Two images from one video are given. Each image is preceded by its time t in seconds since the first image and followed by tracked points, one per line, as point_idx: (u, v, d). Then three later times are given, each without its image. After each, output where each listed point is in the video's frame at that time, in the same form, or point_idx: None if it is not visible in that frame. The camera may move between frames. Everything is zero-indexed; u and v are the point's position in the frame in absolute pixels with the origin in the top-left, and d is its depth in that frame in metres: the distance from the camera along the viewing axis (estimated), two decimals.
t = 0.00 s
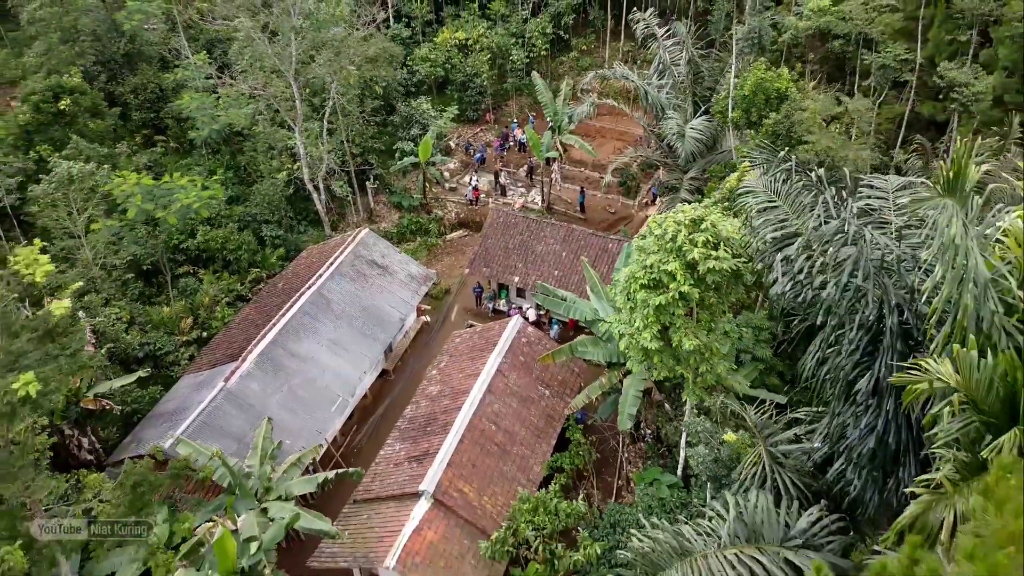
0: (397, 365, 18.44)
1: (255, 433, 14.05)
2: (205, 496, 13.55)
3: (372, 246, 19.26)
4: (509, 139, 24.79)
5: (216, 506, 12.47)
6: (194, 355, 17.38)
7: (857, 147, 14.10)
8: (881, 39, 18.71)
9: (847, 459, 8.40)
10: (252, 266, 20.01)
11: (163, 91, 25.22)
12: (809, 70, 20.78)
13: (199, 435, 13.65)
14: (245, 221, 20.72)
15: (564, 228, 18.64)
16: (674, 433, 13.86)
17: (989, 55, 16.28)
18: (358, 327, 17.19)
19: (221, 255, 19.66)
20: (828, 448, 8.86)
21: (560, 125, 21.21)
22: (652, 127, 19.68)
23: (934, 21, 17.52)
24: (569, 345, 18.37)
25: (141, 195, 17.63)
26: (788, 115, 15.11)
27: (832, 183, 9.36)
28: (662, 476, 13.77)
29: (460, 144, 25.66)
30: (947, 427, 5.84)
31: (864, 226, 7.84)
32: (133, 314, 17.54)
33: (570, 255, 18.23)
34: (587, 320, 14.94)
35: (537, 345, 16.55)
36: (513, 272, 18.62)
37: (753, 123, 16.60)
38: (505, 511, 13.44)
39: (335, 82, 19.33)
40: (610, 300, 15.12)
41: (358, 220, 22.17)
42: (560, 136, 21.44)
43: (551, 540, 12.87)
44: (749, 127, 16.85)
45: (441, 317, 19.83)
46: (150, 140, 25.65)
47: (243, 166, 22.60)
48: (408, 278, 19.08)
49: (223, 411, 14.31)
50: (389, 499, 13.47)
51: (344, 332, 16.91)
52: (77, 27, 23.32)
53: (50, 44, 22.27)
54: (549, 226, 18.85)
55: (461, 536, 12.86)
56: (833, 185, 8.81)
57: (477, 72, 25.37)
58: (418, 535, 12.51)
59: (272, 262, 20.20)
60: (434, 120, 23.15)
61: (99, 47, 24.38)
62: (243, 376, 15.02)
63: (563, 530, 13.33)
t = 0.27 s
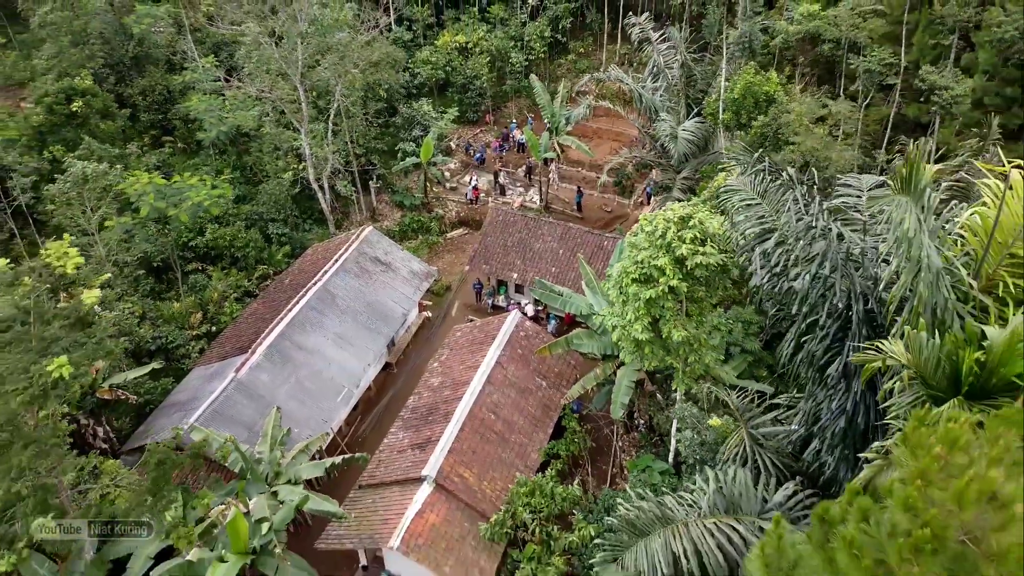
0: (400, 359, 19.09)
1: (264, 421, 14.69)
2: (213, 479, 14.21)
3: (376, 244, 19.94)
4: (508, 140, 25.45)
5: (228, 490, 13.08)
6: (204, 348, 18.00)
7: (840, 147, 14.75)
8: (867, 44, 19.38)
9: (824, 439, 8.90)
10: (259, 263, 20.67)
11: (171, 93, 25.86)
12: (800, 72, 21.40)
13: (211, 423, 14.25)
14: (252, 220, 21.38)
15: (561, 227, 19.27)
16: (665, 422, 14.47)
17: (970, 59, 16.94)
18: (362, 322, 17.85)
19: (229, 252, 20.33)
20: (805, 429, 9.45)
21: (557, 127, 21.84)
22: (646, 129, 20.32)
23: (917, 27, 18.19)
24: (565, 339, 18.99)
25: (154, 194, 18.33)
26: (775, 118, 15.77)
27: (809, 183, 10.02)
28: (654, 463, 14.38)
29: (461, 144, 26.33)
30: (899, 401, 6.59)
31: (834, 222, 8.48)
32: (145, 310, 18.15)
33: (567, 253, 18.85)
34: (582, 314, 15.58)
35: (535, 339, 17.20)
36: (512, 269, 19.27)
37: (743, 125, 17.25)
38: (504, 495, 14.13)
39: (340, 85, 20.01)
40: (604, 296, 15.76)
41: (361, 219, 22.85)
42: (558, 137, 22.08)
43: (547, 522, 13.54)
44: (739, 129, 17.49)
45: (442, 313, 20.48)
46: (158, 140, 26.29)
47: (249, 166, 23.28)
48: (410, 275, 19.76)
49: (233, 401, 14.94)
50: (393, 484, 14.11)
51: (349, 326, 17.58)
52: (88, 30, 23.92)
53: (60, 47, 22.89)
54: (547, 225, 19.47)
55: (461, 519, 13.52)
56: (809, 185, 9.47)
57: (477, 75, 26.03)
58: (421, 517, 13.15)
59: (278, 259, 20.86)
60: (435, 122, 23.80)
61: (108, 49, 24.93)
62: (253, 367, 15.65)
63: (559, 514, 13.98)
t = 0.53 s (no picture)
0: (402, 352, 19.74)
1: (273, 410, 15.32)
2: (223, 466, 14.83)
3: (379, 241, 20.60)
4: (507, 140, 26.15)
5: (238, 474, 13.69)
6: (212, 342, 18.62)
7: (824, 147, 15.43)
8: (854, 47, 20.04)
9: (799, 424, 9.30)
10: (266, 261, 21.36)
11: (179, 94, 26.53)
12: (790, 75, 22.03)
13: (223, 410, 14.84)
14: (258, 218, 22.04)
15: (558, 224, 19.91)
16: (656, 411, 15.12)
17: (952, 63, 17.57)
18: (366, 317, 18.50)
19: (237, 249, 20.99)
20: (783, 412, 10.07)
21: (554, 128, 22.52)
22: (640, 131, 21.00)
23: (902, 31, 18.83)
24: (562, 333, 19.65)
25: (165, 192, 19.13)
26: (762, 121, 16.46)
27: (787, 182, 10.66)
28: (646, 450, 15.03)
29: (461, 145, 27.02)
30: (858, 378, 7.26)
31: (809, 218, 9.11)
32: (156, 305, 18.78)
33: (563, 250, 19.50)
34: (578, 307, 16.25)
35: (533, 332, 17.85)
36: (510, 266, 19.93)
37: (733, 126, 17.91)
38: (502, 480, 14.79)
39: (344, 88, 20.66)
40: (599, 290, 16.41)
41: (364, 217, 23.55)
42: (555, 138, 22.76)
43: (544, 505, 14.24)
44: (729, 130, 18.14)
45: (443, 308, 21.14)
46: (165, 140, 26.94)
47: (255, 166, 23.97)
48: (412, 272, 20.43)
49: (243, 391, 15.54)
50: (396, 470, 14.75)
51: (353, 321, 18.22)
52: (97, 33, 24.52)
53: (71, 50, 23.50)
54: (544, 223, 20.13)
55: (461, 502, 14.18)
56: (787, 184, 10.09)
57: (477, 77, 26.71)
58: (422, 500, 13.80)
59: (284, 256, 21.52)
60: (436, 123, 24.48)
61: (116, 52, 25.50)
62: (261, 359, 16.27)
63: (555, 498, 14.64)
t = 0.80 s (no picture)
0: (403, 347, 20.39)
1: (280, 400, 15.96)
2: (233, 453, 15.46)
3: (381, 239, 21.25)
4: (506, 141, 26.82)
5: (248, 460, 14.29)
6: (221, 336, 19.27)
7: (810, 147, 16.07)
8: (841, 51, 20.71)
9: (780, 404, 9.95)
10: (272, 258, 22.00)
11: (185, 96, 27.17)
12: (781, 77, 22.68)
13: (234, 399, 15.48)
14: (264, 216, 22.68)
15: (555, 222, 20.56)
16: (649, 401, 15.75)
17: (935, 66, 18.22)
18: (369, 311, 19.14)
19: (243, 247, 21.65)
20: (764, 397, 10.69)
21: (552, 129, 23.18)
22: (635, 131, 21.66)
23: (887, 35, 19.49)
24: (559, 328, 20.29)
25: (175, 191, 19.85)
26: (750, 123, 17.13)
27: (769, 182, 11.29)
28: (639, 438, 15.68)
29: (461, 145, 27.69)
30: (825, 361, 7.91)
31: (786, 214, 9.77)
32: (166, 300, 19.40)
33: (560, 246, 20.14)
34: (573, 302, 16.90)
35: (530, 326, 18.50)
36: (509, 262, 20.59)
37: (723, 127, 18.57)
38: (501, 467, 15.43)
39: (348, 90, 21.31)
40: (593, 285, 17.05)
41: (366, 216, 24.23)
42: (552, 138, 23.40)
43: (540, 490, 14.91)
44: (719, 131, 18.79)
45: (443, 304, 21.80)
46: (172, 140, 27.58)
47: (261, 166, 24.62)
48: (413, 269, 21.07)
49: (252, 382, 16.18)
50: (399, 457, 15.39)
51: (357, 315, 18.87)
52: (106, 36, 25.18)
53: (81, 52, 24.12)
54: (542, 221, 20.78)
55: (462, 488, 14.81)
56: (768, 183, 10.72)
57: (476, 79, 27.36)
58: (424, 485, 14.44)
59: (290, 254, 22.17)
60: (437, 124, 25.15)
61: (124, 54, 26.15)
62: (268, 352, 16.91)
63: (551, 484, 15.29)
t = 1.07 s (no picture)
0: (405, 341, 21.04)
1: (288, 390, 16.61)
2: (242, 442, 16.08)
3: (384, 237, 21.91)
4: (505, 141, 27.47)
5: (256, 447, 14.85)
6: (229, 331, 19.90)
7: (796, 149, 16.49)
8: (830, 54, 21.35)
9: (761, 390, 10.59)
10: (277, 255, 22.64)
11: (191, 97, 27.77)
12: (773, 79, 23.32)
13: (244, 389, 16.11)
14: (269, 215, 23.31)
15: (553, 221, 21.20)
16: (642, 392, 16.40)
17: (919, 69, 18.85)
18: (372, 307, 19.79)
19: (250, 244, 22.30)
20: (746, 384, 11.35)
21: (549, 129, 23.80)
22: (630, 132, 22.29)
23: (874, 39, 20.08)
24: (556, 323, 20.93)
25: (183, 191, 20.58)
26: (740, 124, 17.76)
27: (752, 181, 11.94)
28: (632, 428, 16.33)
29: (461, 145, 28.34)
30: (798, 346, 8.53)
31: (766, 211, 10.41)
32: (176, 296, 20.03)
33: (557, 244, 20.78)
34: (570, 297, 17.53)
35: (528, 321, 19.16)
36: (507, 259, 21.23)
37: (715, 129, 19.22)
38: (499, 454, 16.08)
39: (351, 92, 21.93)
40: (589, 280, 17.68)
41: (369, 215, 24.87)
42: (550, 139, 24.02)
43: (538, 476, 15.60)
44: (711, 132, 19.43)
45: (444, 300, 22.46)
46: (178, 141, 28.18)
47: (266, 166, 25.26)
48: (415, 266, 21.73)
49: (260, 374, 16.82)
50: (402, 445, 16.03)
51: (361, 310, 19.52)
52: (114, 39, 25.81)
53: (90, 55, 24.70)
54: (539, 219, 21.43)
55: (462, 474, 15.46)
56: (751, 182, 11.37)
57: (476, 80, 28.00)
58: (427, 471, 15.09)
59: (295, 251, 22.82)
60: (437, 125, 25.79)
61: (131, 56, 26.72)
62: (276, 345, 17.55)
63: (548, 471, 15.95)
